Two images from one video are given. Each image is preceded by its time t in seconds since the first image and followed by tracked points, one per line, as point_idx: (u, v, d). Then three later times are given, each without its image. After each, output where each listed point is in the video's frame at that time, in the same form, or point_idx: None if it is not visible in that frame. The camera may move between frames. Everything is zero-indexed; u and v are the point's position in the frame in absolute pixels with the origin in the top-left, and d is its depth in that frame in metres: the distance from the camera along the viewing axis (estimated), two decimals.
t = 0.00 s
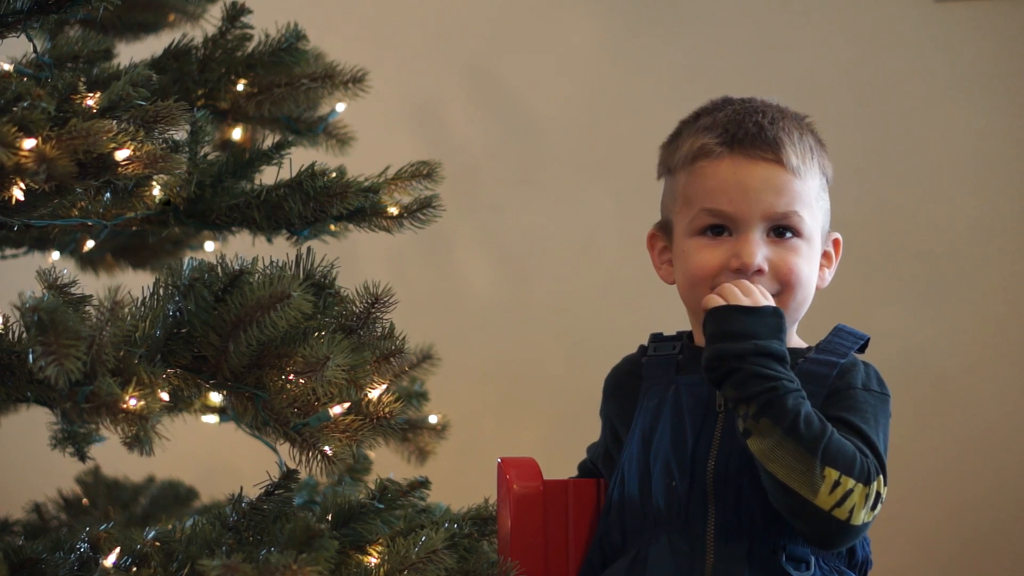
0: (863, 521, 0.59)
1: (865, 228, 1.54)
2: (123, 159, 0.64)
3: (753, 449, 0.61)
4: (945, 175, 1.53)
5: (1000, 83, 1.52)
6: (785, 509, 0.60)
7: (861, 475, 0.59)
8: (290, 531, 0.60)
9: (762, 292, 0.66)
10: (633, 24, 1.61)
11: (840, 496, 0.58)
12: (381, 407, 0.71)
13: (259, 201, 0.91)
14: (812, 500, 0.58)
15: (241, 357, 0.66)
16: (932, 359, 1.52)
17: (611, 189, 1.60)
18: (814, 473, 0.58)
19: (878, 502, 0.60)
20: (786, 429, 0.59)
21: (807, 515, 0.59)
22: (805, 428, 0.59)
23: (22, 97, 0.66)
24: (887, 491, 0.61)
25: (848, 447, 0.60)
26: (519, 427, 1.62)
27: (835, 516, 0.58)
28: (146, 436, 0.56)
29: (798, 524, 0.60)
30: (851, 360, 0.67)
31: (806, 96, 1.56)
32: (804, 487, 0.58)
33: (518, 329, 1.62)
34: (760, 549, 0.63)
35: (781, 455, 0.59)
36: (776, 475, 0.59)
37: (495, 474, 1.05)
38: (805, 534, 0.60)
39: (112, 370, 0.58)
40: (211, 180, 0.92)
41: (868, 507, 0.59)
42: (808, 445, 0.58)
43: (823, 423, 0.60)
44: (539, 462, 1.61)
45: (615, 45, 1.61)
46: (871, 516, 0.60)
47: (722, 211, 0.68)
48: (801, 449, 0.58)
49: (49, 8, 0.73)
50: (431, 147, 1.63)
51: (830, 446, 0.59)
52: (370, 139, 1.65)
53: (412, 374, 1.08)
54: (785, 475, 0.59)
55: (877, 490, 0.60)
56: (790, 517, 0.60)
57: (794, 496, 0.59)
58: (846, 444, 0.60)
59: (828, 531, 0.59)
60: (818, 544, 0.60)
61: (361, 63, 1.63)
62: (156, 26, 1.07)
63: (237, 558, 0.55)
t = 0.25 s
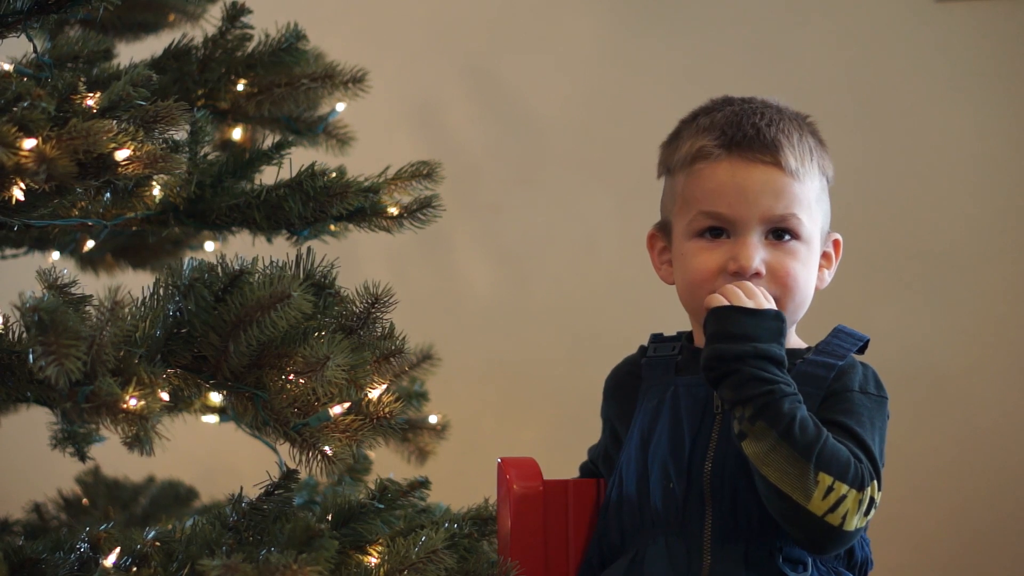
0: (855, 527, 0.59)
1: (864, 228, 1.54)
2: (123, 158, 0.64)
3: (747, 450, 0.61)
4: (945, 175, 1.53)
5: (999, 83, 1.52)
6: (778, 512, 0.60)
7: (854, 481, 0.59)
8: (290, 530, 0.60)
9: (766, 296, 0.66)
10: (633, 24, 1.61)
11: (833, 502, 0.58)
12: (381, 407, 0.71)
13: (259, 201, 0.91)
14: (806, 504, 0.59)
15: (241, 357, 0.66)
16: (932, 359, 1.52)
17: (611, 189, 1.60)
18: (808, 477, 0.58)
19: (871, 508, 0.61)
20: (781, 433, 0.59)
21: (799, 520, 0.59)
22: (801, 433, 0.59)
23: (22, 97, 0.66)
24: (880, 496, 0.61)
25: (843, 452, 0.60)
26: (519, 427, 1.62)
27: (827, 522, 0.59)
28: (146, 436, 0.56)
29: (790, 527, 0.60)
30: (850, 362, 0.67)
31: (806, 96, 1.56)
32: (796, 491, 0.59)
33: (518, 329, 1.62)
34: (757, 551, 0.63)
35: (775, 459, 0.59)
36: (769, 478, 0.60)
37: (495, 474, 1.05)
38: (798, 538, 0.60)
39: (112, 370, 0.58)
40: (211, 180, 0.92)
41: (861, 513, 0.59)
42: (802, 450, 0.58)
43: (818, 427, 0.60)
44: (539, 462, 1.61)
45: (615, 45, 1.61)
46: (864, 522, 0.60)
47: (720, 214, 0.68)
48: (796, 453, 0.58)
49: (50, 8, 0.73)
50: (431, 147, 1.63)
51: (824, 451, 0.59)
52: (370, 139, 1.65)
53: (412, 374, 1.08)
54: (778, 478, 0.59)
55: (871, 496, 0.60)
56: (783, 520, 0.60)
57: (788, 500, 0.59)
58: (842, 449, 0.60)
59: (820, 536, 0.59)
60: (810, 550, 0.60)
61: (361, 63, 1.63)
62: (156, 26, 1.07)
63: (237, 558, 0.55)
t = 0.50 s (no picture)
0: (851, 529, 0.59)
1: (864, 228, 1.54)
2: (123, 159, 0.64)
3: (745, 450, 0.61)
4: (945, 175, 1.53)
5: (1000, 83, 1.52)
6: (775, 513, 0.60)
7: (851, 483, 0.59)
8: (290, 530, 0.60)
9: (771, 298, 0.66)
10: (633, 24, 1.61)
11: (829, 504, 0.58)
12: (381, 407, 0.71)
13: (259, 201, 0.91)
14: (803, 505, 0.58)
15: (241, 358, 0.66)
16: (932, 359, 1.52)
17: (611, 189, 1.60)
18: (804, 478, 0.58)
19: (868, 510, 0.61)
20: (779, 434, 0.59)
21: (796, 521, 0.59)
22: (799, 433, 0.59)
23: (22, 97, 0.66)
24: (877, 498, 0.61)
25: (840, 454, 0.60)
26: (519, 427, 1.62)
27: (824, 524, 0.58)
28: (146, 436, 0.56)
29: (786, 529, 0.60)
30: (848, 362, 0.67)
31: (805, 96, 1.56)
32: (793, 492, 0.59)
33: (517, 329, 1.62)
34: (753, 552, 0.63)
35: (773, 459, 0.59)
36: (767, 478, 0.60)
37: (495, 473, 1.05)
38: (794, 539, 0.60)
39: (113, 370, 0.58)
40: (211, 180, 0.92)
41: (858, 515, 0.59)
42: (799, 450, 0.59)
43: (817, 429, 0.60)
44: (539, 462, 1.61)
45: (615, 45, 1.61)
46: (860, 524, 0.60)
47: (718, 216, 0.68)
48: (794, 453, 0.59)
49: (50, 8, 0.73)
50: (431, 147, 1.63)
51: (822, 453, 0.59)
52: (370, 140, 1.65)
53: (412, 374, 1.08)
54: (776, 479, 0.59)
55: (867, 498, 0.60)
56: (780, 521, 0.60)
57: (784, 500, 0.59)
58: (839, 451, 0.60)
59: (816, 538, 0.59)
60: (806, 551, 0.60)
61: (361, 64, 1.63)
62: (156, 27, 1.07)
63: (237, 558, 0.55)
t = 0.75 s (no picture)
0: (845, 529, 0.59)
1: (864, 228, 1.54)
2: (123, 159, 0.64)
3: (738, 450, 0.61)
4: (945, 175, 1.53)
5: (999, 83, 1.52)
6: (769, 514, 0.60)
7: (844, 484, 0.59)
8: (290, 530, 0.60)
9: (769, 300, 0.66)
10: (633, 24, 1.61)
11: (823, 504, 0.58)
12: (381, 407, 0.71)
13: (259, 201, 0.91)
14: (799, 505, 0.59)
15: (241, 357, 0.66)
16: (932, 359, 1.52)
17: (611, 189, 1.60)
18: (798, 479, 0.58)
19: (862, 510, 0.61)
20: (773, 434, 0.59)
21: (789, 521, 0.59)
22: (792, 434, 0.59)
23: (23, 97, 0.66)
24: (871, 498, 0.61)
25: (834, 454, 0.60)
26: (519, 427, 1.62)
27: (817, 524, 0.58)
28: (146, 436, 0.56)
29: (780, 530, 0.60)
30: (845, 362, 0.67)
31: (805, 96, 1.56)
32: (786, 493, 0.59)
33: (517, 329, 1.62)
34: (749, 552, 0.64)
35: (766, 459, 0.59)
36: (760, 478, 0.60)
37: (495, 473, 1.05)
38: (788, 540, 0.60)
39: (113, 370, 0.58)
40: (211, 180, 0.92)
41: (851, 515, 0.59)
42: (792, 451, 0.59)
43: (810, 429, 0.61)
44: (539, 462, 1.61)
45: (615, 45, 1.61)
46: (854, 524, 0.60)
47: (716, 216, 0.68)
48: (786, 454, 0.59)
49: (50, 8, 0.73)
50: (431, 147, 1.63)
51: (815, 453, 0.59)
52: (370, 140, 1.65)
53: (412, 374, 1.08)
54: (769, 479, 0.59)
55: (861, 499, 0.60)
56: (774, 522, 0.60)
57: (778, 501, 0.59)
58: (833, 451, 0.60)
59: (810, 539, 0.59)
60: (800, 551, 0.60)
61: (361, 64, 1.63)
62: (156, 27, 1.07)
63: (237, 558, 0.55)
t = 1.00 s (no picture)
0: (847, 529, 0.59)
1: (864, 228, 1.54)
2: (123, 159, 0.64)
3: (740, 451, 0.61)
4: (945, 176, 1.53)
5: (999, 83, 1.52)
6: (771, 513, 0.60)
7: (845, 484, 0.59)
8: (290, 530, 0.60)
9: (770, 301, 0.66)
10: (633, 24, 1.61)
11: (825, 503, 0.58)
12: (381, 407, 0.71)
13: (259, 201, 0.91)
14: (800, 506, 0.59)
15: (241, 357, 0.66)
16: (932, 359, 1.52)
17: (611, 189, 1.60)
18: (799, 479, 0.58)
19: (863, 510, 0.61)
20: (774, 433, 0.59)
21: (791, 521, 0.59)
22: (793, 433, 0.59)
23: (22, 97, 0.66)
24: (872, 498, 0.61)
25: (835, 454, 0.60)
26: (519, 427, 1.62)
27: (819, 524, 0.58)
28: (146, 436, 0.56)
29: (782, 529, 0.60)
30: (845, 362, 0.67)
31: (805, 96, 1.56)
32: (788, 493, 0.59)
33: (517, 329, 1.62)
34: (751, 552, 0.63)
35: (768, 459, 0.59)
36: (762, 478, 0.60)
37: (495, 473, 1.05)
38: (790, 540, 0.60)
39: (113, 370, 0.58)
40: (211, 180, 0.92)
41: (852, 515, 0.59)
42: (793, 450, 0.59)
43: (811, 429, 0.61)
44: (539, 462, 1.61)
45: (615, 45, 1.61)
46: (855, 524, 0.60)
47: (713, 219, 0.68)
48: (788, 453, 0.59)
49: (50, 8, 0.73)
50: (431, 147, 1.63)
51: (816, 453, 0.59)
52: (370, 140, 1.65)
53: (412, 374, 1.08)
54: (770, 479, 0.59)
55: (862, 498, 0.60)
56: (775, 521, 0.60)
57: (780, 500, 0.59)
58: (834, 451, 0.60)
59: (811, 538, 0.59)
60: (802, 551, 0.60)
61: (361, 64, 1.63)
62: (156, 27, 1.07)
63: (237, 558, 0.55)
